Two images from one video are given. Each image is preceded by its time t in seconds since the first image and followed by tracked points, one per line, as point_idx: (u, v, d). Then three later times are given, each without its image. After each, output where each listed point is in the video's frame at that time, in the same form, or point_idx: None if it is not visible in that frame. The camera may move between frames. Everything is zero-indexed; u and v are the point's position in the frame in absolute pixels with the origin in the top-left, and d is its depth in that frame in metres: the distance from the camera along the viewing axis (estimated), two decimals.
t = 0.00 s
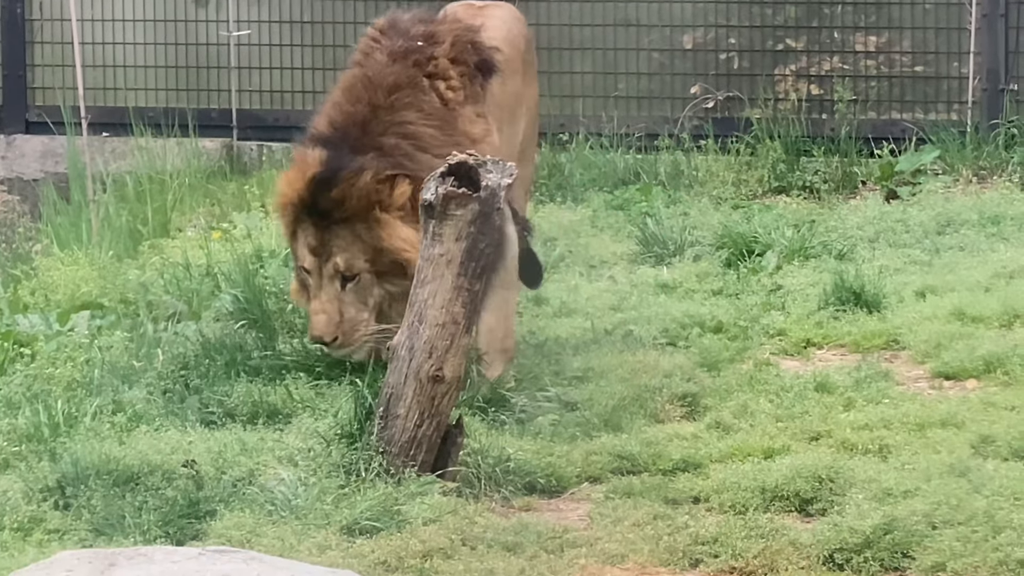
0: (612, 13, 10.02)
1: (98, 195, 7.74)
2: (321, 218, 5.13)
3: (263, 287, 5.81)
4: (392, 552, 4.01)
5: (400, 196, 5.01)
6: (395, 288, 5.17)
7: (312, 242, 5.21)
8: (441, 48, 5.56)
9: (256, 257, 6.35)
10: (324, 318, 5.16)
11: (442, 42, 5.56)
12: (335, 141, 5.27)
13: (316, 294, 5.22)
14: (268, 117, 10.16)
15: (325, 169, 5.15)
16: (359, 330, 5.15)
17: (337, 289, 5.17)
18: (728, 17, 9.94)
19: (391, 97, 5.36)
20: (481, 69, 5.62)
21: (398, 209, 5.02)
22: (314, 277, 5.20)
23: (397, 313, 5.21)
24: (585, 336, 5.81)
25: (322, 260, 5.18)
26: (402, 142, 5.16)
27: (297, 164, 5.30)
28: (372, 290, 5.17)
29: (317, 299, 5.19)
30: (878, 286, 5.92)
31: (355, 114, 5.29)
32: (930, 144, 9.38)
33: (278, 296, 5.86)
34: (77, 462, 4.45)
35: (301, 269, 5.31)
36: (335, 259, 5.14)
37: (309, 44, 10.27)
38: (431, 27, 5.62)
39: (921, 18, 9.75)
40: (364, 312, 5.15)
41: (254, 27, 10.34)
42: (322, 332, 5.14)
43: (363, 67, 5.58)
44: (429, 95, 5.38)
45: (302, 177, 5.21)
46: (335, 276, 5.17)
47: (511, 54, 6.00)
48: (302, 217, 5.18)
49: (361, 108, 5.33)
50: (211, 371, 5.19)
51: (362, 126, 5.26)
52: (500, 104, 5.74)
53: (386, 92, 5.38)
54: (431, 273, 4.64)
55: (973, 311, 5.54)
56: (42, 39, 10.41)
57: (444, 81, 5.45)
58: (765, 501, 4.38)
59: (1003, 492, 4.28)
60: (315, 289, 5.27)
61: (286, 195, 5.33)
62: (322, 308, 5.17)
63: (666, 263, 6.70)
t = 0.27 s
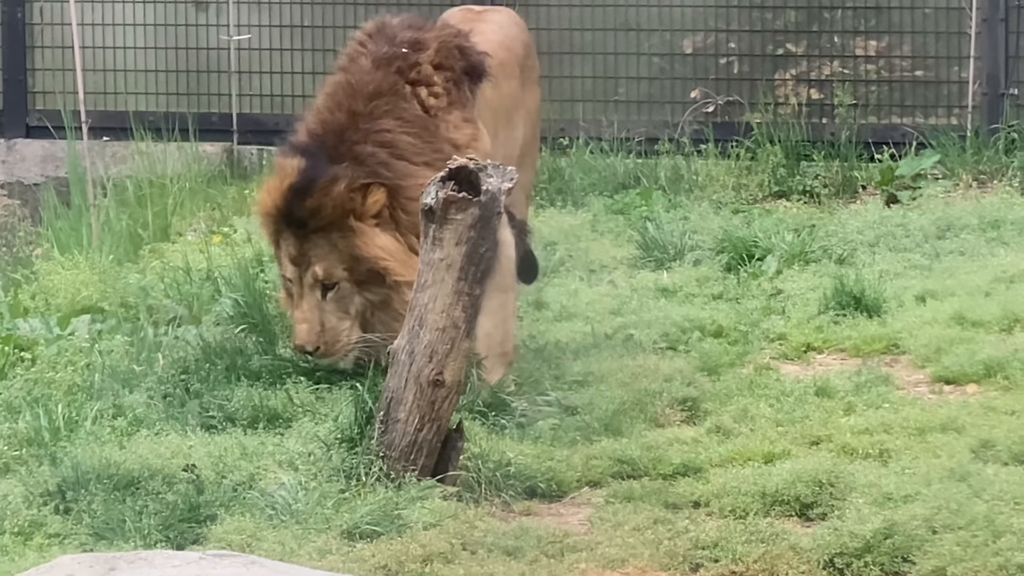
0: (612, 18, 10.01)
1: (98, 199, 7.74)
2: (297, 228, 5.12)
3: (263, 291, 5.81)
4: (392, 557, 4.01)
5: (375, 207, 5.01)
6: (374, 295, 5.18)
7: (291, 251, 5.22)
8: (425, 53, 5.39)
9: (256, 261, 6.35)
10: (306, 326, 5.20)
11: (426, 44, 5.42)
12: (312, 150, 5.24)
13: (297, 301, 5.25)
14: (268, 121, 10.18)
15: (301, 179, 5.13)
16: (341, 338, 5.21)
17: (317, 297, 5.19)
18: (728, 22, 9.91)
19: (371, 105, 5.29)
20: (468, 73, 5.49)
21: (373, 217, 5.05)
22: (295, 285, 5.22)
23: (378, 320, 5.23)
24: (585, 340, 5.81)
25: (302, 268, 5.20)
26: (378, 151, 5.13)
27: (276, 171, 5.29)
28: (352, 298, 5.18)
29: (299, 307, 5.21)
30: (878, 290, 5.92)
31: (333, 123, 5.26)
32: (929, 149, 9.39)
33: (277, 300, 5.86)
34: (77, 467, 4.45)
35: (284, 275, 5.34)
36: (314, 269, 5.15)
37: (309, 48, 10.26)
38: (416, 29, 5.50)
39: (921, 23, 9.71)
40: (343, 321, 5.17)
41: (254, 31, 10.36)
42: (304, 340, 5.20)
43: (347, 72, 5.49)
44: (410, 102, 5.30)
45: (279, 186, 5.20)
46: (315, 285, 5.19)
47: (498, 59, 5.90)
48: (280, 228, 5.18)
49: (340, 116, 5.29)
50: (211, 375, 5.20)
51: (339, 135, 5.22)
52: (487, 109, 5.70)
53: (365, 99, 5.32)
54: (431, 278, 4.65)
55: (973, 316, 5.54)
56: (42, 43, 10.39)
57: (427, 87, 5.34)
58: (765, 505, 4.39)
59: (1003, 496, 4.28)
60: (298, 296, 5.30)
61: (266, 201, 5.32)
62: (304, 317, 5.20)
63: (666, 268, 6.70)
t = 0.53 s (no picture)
0: (614, 26, 10.05)
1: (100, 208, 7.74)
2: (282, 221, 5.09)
3: (264, 299, 5.80)
4: (394, 565, 4.00)
5: (353, 203, 4.95)
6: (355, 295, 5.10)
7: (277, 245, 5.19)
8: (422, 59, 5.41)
9: (258, 270, 6.35)
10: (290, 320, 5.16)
11: (422, 52, 5.44)
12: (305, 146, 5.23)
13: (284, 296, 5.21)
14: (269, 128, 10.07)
15: (289, 172, 5.11)
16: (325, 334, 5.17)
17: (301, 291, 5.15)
18: (731, 30, 9.96)
19: (364, 107, 5.29)
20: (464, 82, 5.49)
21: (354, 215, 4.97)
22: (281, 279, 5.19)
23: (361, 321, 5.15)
24: (587, 349, 5.80)
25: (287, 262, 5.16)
26: (367, 150, 5.11)
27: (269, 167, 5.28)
28: (335, 295, 5.12)
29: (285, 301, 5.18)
30: (880, 298, 5.92)
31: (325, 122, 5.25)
32: (932, 157, 9.38)
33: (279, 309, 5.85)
34: (79, 475, 4.45)
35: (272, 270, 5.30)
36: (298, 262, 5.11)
37: (311, 56, 10.29)
38: (413, 35, 5.52)
39: (923, 31, 9.74)
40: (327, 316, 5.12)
41: (256, 39, 10.35)
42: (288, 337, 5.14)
43: (343, 75, 5.50)
44: (403, 106, 5.29)
45: (268, 180, 5.19)
46: (298, 280, 5.14)
47: (496, 68, 5.89)
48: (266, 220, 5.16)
49: (332, 115, 5.29)
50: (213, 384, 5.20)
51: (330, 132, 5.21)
52: (484, 118, 5.69)
53: (358, 100, 5.32)
54: (433, 287, 4.65)
55: (976, 324, 5.54)
56: (44, 51, 10.42)
57: (421, 92, 5.34)
58: (767, 514, 4.38)
59: (1006, 505, 4.27)
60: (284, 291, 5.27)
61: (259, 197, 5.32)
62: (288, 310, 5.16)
63: (668, 276, 6.69)
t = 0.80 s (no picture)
0: (614, 37, 10.03)
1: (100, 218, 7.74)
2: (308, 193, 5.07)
3: (264, 311, 5.80)
4: None
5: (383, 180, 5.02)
6: (375, 274, 5.10)
7: (295, 218, 5.11)
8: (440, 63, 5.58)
9: (257, 281, 6.35)
10: (302, 296, 5.01)
11: (439, 58, 5.59)
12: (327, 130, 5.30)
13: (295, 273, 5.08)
14: (269, 140, 10.16)
15: (318, 147, 5.14)
16: (335, 313, 5.05)
17: (316, 267, 5.04)
18: (730, 42, 9.94)
19: (384, 101, 5.39)
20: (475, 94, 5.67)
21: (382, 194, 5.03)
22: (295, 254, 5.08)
23: (375, 304, 5.13)
24: (587, 360, 5.81)
25: (305, 236, 5.07)
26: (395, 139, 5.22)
27: (286, 149, 5.28)
28: (353, 272, 5.07)
29: (297, 276, 5.05)
30: (880, 310, 5.92)
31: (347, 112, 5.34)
32: (932, 168, 9.47)
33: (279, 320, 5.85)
34: (79, 486, 4.46)
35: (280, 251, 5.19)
36: (320, 235, 5.04)
37: (310, 66, 10.28)
38: (431, 41, 5.68)
39: (923, 43, 9.76)
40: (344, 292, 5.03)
41: (256, 50, 10.31)
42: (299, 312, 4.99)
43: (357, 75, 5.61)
44: (422, 106, 5.42)
45: (291, 156, 5.18)
46: (317, 254, 5.06)
47: (508, 79, 6.05)
48: (289, 191, 5.11)
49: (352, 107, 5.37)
50: (212, 395, 5.18)
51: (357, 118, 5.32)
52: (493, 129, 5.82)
53: (378, 94, 5.41)
54: (433, 298, 4.66)
55: (975, 336, 5.54)
56: (44, 62, 10.40)
57: (438, 96, 5.48)
58: (766, 525, 4.39)
59: (1005, 517, 4.28)
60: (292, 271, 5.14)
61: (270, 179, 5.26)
62: (302, 284, 5.03)
63: (668, 287, 6.70)
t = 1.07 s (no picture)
0: (610, 46, 10.06)
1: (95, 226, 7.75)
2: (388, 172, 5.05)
3: (260, 318, 5.80)
4: None
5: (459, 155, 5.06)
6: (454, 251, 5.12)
7: (374, 200, 5.08)
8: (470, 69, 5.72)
9: (254, 289, 6.35)
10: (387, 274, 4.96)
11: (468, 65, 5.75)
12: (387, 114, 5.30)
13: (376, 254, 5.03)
14: (266, 148, 10.22)
15: (389, 127, 5.14)
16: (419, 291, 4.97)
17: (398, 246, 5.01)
18: (727, 50, 9.98)
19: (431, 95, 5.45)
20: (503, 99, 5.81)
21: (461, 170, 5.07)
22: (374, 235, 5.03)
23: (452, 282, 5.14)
24: (583, 368, 5.81)
25: (387, 214, 5.04)
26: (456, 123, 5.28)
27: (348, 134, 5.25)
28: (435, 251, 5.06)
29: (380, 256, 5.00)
30: (876, 318, 5.92)
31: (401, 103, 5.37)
32: (928, 177, 9.44)
33: (275, 327, 5.85)
34: (74, 494, 4.46)
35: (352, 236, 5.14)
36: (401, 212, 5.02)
37: (305, 75, 10.30)
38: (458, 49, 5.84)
39: (919, 52, 9.81)
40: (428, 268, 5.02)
41: (253, 58, 10.40)
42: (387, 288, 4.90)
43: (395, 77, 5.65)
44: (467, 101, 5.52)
45: (361, 138, 5.15)
46: (400, 232, 5.03)
47: (523, 80, 6.15)
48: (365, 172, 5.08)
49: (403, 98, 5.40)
50: (208, 403, 5.17)
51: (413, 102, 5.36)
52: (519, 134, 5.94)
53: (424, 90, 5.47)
54: (429, 306, 4.66)
55: (972, 344, 5.55)
56: (41, 70, 10.38)
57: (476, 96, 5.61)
58: (762, 533, 4.39)
59: (1001, 526, 4.27)
60: (371, 252, 5.09)
61: (336, 163, 5.22)
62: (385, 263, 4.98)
63: (664, 296, 6.70)
